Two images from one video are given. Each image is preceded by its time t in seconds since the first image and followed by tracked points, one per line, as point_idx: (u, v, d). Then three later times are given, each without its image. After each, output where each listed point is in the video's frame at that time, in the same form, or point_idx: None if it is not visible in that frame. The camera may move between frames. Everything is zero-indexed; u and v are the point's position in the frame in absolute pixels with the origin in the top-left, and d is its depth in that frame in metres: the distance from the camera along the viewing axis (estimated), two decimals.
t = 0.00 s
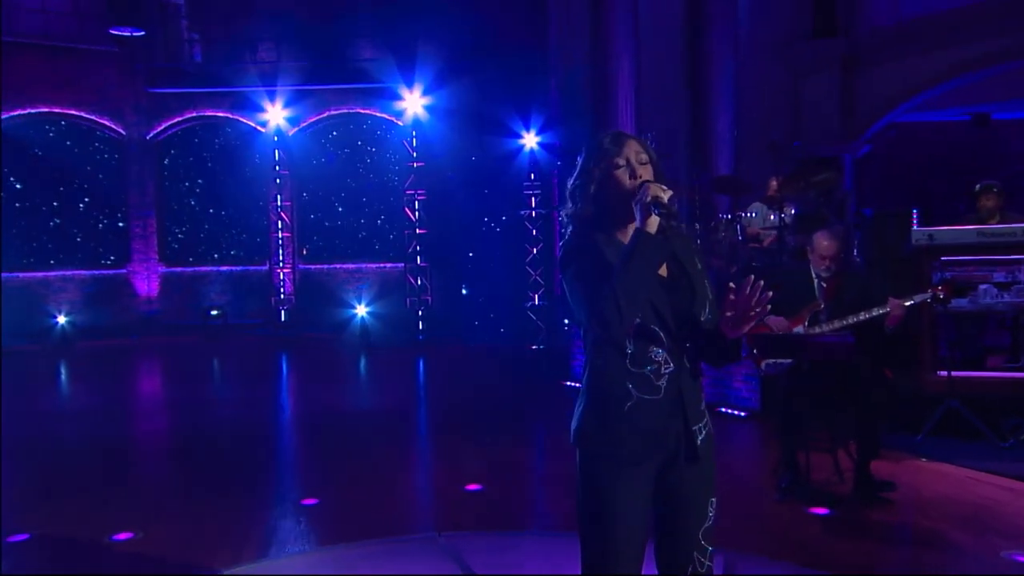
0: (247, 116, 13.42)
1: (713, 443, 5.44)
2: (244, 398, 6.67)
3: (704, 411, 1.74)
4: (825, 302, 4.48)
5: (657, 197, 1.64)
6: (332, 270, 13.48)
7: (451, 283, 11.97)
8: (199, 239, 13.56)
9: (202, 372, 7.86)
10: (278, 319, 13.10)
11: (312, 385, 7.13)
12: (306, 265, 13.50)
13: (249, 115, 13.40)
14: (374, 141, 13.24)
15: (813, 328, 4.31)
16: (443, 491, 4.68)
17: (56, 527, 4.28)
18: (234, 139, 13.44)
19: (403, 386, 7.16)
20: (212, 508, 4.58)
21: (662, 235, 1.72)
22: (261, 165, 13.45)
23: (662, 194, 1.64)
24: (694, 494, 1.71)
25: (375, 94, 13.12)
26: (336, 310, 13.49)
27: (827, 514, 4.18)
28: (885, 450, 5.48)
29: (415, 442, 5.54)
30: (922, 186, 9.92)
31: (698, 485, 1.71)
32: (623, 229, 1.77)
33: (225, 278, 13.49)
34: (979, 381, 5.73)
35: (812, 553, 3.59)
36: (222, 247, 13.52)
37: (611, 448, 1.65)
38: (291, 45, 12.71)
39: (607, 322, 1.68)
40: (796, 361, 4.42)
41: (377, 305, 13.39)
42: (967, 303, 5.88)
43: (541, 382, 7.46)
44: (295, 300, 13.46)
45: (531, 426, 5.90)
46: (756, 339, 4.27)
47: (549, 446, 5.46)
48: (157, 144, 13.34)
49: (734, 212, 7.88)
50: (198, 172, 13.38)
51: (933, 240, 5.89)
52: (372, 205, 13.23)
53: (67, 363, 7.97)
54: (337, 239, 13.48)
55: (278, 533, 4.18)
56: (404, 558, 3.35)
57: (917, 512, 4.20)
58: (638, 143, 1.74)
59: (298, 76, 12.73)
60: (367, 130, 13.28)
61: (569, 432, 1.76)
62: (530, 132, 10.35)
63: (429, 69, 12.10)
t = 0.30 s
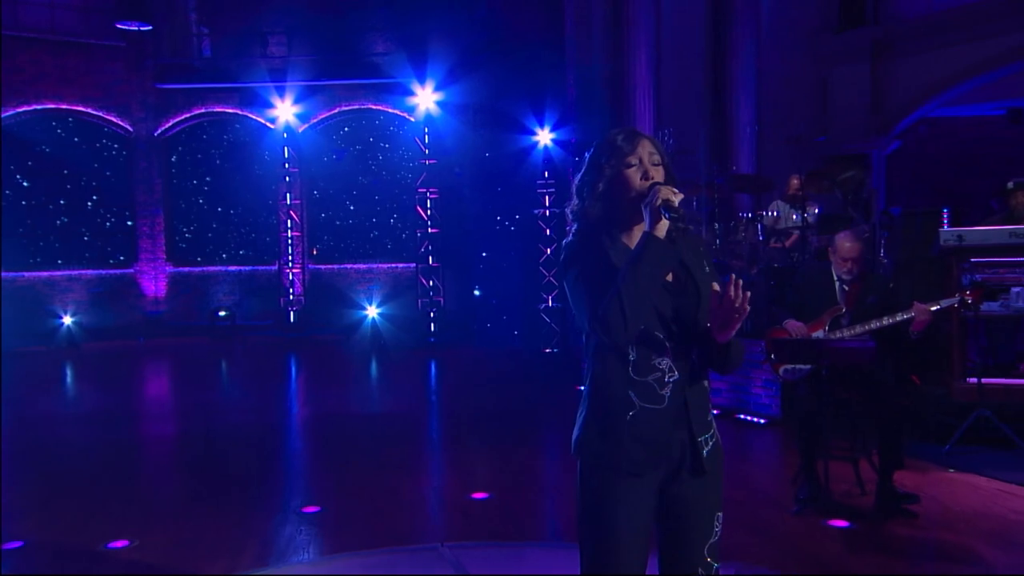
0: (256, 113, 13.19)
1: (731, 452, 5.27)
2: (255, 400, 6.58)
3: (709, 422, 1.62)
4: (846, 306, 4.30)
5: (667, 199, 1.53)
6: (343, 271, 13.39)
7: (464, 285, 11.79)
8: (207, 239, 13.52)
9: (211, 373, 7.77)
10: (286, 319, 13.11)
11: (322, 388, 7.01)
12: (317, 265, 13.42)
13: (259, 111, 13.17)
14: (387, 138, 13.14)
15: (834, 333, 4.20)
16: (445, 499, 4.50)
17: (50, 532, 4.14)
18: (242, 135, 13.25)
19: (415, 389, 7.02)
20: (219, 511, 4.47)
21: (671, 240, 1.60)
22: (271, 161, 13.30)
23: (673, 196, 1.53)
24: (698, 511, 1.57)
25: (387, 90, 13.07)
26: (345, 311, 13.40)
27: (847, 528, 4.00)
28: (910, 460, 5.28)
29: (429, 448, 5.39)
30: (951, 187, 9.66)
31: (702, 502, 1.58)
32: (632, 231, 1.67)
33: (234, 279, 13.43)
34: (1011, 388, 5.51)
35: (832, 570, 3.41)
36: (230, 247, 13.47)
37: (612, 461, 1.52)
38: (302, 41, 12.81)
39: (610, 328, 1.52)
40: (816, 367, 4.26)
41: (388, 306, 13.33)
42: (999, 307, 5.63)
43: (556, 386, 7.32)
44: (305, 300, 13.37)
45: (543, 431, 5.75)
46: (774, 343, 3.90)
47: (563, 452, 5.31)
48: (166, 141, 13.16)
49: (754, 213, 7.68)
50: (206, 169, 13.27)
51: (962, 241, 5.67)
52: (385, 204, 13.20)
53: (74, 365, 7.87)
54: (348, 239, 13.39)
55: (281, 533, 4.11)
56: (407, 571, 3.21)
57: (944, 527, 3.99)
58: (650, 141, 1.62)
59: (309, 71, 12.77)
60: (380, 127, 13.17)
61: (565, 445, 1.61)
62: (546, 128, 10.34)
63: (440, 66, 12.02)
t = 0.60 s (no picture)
0: (264, 110, 13.13)
1: (747, 461, 5.10)
2: (262, 406, 6.45)
3: (706, 431, 1.55)
4: (863, 310, 4.16)
5: (671, 202, 1.51)
6: (352, 272, 13.22)
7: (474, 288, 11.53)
8: (213, 240, 13.37)
9: (217, 377, 7.67)
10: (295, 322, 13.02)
11: (330, 394, 6.86)
12: (325, 266, 13.26)
13: (266, 108, 13.12)
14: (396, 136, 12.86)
15: (851, 336, 4.13)
16: (448, 509, 4.33)
17: (41, 537, 4.03)
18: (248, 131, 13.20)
19: (425, 395, 6.87)
20: (221, 517, 4.32)
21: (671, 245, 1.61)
22: (277, 158, 13.13)
23: (677, 202, 1.51)
24: (694, 525, 1.48)
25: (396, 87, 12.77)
26: (353, 313, 13.25)
27: (865, 541, 3.82)
28: (934, 472, 5.07)
29: (438, 456, 5.22)
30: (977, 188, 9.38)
31: (698, 515, 1.49)
32: (632, 235, 1.62)
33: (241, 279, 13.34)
34: None
35: None
36: (238, 248, 13.28)
37: (601, 469, 1.47)
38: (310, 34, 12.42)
39: (602, 333, 1.50)
40: (832, 372, 4.09)
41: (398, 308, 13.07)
42: None
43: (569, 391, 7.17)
44: (314, 302, 13.24)
45: (553, 437, 5.61)
46: (790, 349, 4.13)
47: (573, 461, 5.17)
48: (172, 138, 13.23)
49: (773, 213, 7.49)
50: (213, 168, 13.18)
51: (989, 242, 5.39)
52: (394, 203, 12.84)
53: (77, 371, 7.76)
54: (357, 240, 13.18)
55: (295, 544, 3.90)
56: None
57: (967, 543, 3.80)
58: (661, 141, 1.57)
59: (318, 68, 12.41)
60: (388, 124, 12.93)
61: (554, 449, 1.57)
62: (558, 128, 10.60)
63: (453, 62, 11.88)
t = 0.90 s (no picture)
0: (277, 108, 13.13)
1: (768, 471, 4.95)
2: (272, 411, 6.34)
3: (701, 452, 1.57)
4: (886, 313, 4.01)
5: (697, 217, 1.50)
6: (365, 274, 13.14)
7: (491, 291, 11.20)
8: (223, 241, 13.34)
9: (225, 381, 7.58)
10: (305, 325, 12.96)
11: (341, 400, 6.71)
12: (337, 268, 13.18)
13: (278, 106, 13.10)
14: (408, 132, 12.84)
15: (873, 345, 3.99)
16: (458, 518, 4.16)
17: (35, 542, 3.93)
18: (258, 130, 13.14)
19: (439, 402, 6.72)
20: (222, 523, 4.20)
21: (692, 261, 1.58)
22: (290, 158, 13.09)
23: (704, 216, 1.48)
24: (686, 546, 1.53)
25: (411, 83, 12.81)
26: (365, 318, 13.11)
27: (886, 558, 3.63)
28: (966, 485, 4.84)
29: (452, 465, 5.05)
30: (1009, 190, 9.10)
31: (693, 536, 1.53)
32: (652, 245, 1.58)
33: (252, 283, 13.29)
34: None
35: None
36: (249, 250, 13.23)
37: (587, 481, 1.52)
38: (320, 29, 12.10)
39: (603, 339, 1.53)
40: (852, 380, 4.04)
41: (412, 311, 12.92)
42: None
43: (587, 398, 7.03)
44: (326, 305, 13.16)
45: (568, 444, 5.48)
46: (808, 358, 4.06)
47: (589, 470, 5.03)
48: (180, 138, 13.19)
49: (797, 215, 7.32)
50: (224, 168, 13.15)
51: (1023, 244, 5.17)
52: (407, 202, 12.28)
53: (87, 374, 7.70)
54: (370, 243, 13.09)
55: (302, 554, 3.73)
56: None
57: (997, 559, 3.61)
58: (697, 146, 1.54)
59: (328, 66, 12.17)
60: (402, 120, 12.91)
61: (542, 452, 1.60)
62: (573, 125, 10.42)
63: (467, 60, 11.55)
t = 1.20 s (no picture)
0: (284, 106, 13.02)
1: (783, 481, 4.78)
2: (276, 416, 6.19)
3: (690, 468, 1.53)
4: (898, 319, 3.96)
5: (688, 219, 1.52)
6: (372, 276, 13.04)
7: (498, 293, 11.12)
8: (228, 243, 13.20)
9: (231, 385, 7.45)
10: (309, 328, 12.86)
11: (348, 405, 6.55)
12: (344, 271, 13.09)
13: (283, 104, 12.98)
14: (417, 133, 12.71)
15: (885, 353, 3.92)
16: (464, 525, 3.99)
17: (29, 545, 3.81)
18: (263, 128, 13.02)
19: (448, 407, 6.57)
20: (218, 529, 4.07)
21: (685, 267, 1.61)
22: (296, 157, 12.98)
23: (694, 220, 1.52)
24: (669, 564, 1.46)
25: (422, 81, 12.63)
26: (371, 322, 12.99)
27: None
28: (992, 500, 4.62)
29: (460, 471, 4.90)
30: None
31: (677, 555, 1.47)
32: (647, 247, 1.61)
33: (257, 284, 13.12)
34: None
35: None
36: (254, 252, 13.12)
37: (566, 490, 1.47)
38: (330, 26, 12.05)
39: (590, 342, 1.52)
40: (867, 391, 3.95)
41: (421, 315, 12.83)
42: None
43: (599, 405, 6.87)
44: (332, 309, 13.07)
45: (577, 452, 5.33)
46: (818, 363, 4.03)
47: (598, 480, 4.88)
48: (184, 136, 13.08)
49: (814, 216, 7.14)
50: (229, 167, 13.02)
51: None
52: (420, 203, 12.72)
53: (91, 378, 7.59)
54: (379, 246, 13.01)
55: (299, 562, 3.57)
56: None
57: None
58: (690, 148, 1.58)
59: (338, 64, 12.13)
60: (412, 120, 12.75)
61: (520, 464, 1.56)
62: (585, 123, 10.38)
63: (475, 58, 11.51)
